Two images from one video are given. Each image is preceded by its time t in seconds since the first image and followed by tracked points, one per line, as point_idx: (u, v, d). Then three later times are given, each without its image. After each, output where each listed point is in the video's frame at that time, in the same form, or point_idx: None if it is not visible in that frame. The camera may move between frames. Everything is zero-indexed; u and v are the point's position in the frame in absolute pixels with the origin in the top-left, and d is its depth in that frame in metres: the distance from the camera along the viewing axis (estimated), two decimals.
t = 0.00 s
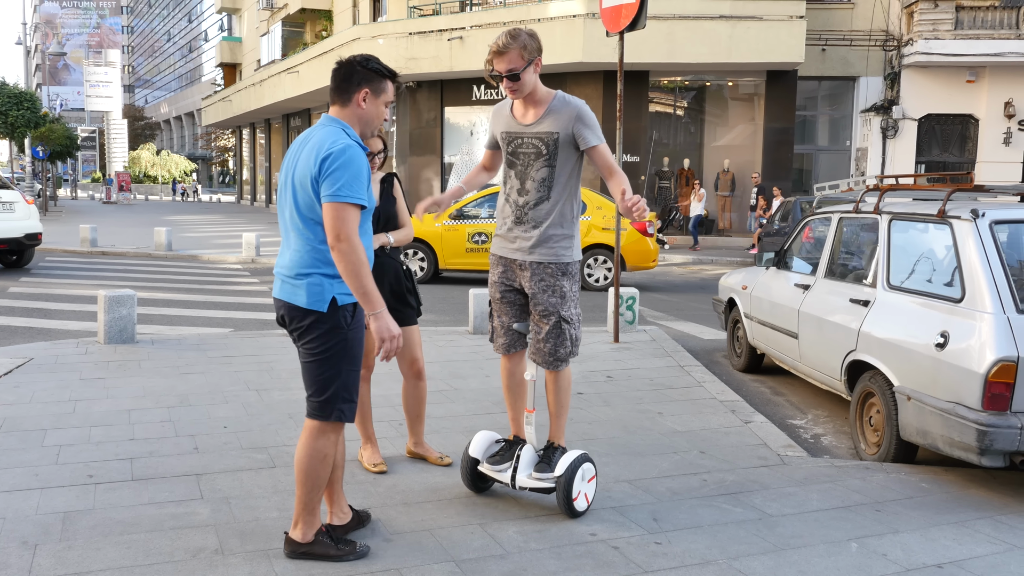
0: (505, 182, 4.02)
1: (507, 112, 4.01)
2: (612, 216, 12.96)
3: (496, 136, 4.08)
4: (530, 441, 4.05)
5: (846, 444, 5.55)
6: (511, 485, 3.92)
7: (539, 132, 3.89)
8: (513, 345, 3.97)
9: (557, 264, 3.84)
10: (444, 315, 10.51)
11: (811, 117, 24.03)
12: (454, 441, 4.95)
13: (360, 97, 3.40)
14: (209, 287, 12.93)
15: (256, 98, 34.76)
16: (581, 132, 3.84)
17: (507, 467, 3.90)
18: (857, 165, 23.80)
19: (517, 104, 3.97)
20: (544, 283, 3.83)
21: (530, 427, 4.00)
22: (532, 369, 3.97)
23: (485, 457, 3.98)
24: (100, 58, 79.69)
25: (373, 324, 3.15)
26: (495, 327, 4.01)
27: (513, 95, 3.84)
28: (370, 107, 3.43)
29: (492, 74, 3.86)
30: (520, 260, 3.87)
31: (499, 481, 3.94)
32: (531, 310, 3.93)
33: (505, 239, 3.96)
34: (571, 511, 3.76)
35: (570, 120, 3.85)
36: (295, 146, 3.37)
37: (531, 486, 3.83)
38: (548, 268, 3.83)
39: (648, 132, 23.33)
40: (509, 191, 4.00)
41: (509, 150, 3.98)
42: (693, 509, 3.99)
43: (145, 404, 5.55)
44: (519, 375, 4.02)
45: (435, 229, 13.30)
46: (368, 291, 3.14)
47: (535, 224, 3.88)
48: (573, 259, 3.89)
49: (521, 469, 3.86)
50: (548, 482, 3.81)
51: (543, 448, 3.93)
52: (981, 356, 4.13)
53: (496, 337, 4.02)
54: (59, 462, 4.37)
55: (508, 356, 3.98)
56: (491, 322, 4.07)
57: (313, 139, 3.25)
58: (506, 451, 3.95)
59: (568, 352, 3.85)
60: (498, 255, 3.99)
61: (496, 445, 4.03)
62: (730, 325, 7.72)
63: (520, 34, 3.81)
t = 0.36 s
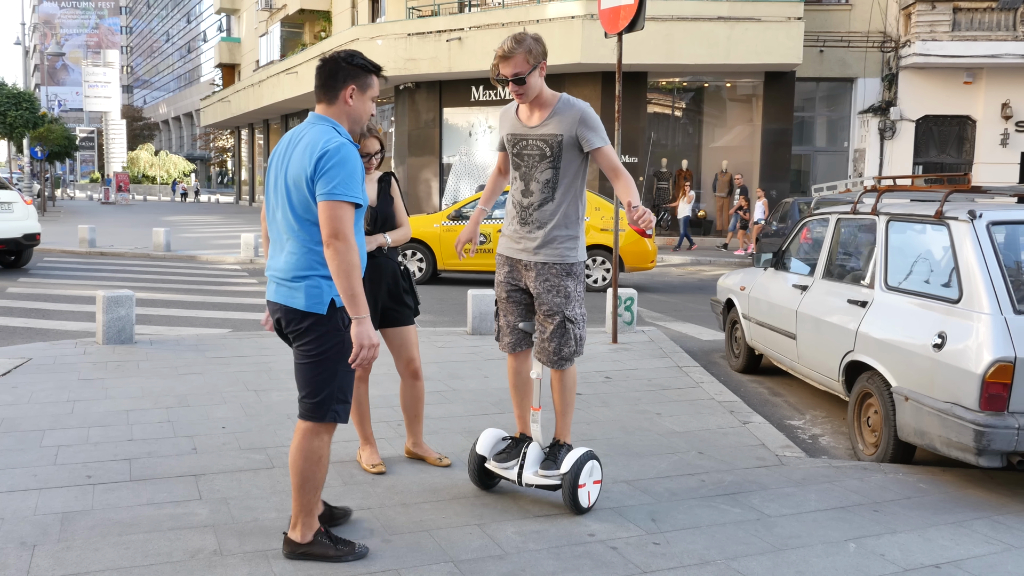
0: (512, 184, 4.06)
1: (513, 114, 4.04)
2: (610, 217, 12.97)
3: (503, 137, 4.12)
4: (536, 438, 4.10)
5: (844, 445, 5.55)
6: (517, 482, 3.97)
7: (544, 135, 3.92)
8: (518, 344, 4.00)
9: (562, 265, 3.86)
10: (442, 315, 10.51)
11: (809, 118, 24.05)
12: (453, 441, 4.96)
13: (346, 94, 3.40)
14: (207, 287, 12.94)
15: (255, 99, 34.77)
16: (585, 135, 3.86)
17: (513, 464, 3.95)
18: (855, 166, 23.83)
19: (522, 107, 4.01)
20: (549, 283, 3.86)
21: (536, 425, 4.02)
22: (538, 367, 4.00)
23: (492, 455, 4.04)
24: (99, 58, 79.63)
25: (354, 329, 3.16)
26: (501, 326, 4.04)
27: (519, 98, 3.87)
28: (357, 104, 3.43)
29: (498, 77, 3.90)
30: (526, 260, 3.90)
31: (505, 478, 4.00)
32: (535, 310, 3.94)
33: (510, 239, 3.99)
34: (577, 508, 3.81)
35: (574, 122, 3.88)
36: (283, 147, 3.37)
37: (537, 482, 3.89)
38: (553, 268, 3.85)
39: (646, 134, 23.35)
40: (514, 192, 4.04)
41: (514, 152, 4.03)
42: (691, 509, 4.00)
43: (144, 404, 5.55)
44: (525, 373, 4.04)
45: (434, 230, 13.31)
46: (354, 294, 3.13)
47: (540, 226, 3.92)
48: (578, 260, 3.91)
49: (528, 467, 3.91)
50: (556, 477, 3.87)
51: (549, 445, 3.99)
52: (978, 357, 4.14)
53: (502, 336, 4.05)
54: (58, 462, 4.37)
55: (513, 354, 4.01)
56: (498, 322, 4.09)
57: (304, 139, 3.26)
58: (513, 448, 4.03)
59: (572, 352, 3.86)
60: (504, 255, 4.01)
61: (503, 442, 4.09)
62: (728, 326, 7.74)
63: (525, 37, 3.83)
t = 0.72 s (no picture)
0: (516, 187, 4.07)
1: (516, 118, 4.04)
2: (606, 219, 12.96)
3: (507, 141, 4.13)
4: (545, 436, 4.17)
5: (839, 446, 5.56)
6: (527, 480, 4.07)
7: (548, 138, 3.93)
8: (524, 345, 4.03)
9: (567, 266, 3.89)
10: (438, 318, 10.51)
11: (804, 120, 24.07)
12: (450, 443, 4.96)
13: (319, 95, 3.38)
14: (203, 290, 12.91)
15: (250, 102, 34.75)
16: (588, 139, 3.88)
17: (522, 462, 4.05)
18: (850, 168, 23.86)
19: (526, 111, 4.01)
20: (554, 285, 3.89)
21: (544, 423, 4.10)
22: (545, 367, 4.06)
23: (501, 453, 4.13)
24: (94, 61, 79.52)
25: (378, 309, 3.12)
26: (507, 328, 4.06)
27: (523, 104, 3.89)
28: (330, 103, 3.41)
29: (503, 83, 3.90)
30: (531, 263, 3.93)
31: (515, 476, 4.10)
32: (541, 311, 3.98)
33: (515, 242, 4.01)
34: (585, 504, 3.88)
35: (577, 127, 3.89)
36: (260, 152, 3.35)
37: (546, 479, 3.98)
38: (558, 270, 3.88)
39: (641, 136, 23.37)
40: (519, 196, 4.06)
41: (518, 156, 4.04)
42: (687, 511, 4.00)
43: (140, 407, 5.54)
44: (531, 374, 4.08)
45: (430, 232, 13.32)
46: (365, 281, 3.06)
47: (545, 228, 3.94)
48: (584, 262, 3.95)
49: (536, 464, 4.01)
50: (563, 475, 3.94)
51: (557, 443, 4.06)
52: (973, 358, 4.15)
53: (508, 338, 4.07)
54: (53, 466, 4.36)
55: (520, 356, 4.04)
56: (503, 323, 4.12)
57: (281, 142, 3.25)
58: (521, 446, 4.10)
59: (578, 352, 3.90)
60: (510, 258, 4.04)
61: (512, 440, 4.17)
62: (724, 327, 7.75)
63: (530, 45, 3.84)
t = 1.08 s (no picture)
0: (520, 191, 4.10)
1: (518, 123, 4.06)
2: (601, 220, 12.98)
3: (509, 144, 4.14)
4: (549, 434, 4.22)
5: (834, 447, 5.57)
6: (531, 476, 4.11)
7: (551, 143, 3.96)
8: (528, 344, 4.06)
9: (571, 269, 3.93)
10: (433, 320, 10.51)
11: (799, 122, 24.15)
12: (446, 445, 4.96)
13: (303, 100, 3.37)
14: (197, 292, 12.88)
15: (244, 104, 34.73)
16: (592, 142, 3.91)
17: (527, 459, 4.09)
18: (844, 169, 23.95)
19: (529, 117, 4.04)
20: (558, 286, 3.92)
21: (549, 421, 4.18)
22: (548, 366, 4.13)
23: (506, 450, 4.17)
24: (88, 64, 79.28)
25: (355, 314, 3.11)
26: (511, 329, 4.09)
27: (527, 110, 3.91)
28: (315, 109, 3.40)
29: (507, 91, 3.93)
30: (536, 264, 3.96)
31: (519, 472, 4.14)
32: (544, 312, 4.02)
33: (519, 244, 4.04)
34: (590, 501, 3.96)
35: (581, 131, 3.92)
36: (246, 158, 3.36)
37: (551, 476, 4.03)
38: (562, 272, 3.92)
39: (636, 137, 23.40)
40: (523, 199, 4.08)
41: (522, 160, 4.06)
42: (683, 512, 4.01)
43: (135, 410, 5.53)
44: (535, 373, 4.13)
45: (425, 234, 13.31)
46: (344, 283, 3.11)
47: (549, 231, 3.96)
48: (588, 264, 3.98)
49: (541, 461, 4.06)
50: (570, 471, 4.00)
51: (562, 441, 4.13)
52: (967, 359, 4.17)
53: (512, 338, 4.10)
54: (47, 469, 4.35)
55: (524, 355, 4.08)
56: (507, 323, 4.16)
57: (266, 148, 3.25)
58: (526, 444, 4.14)
59: (580, 352, 3.95)
60: (513, 260, 4.07)
61: (517, 438, 4.22)
62: (719, 328, 7.76)
63: (534, 52, 3.87)
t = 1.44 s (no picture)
0: (525, 192, 4.10)
1: (523, 125, 4.06)
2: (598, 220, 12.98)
3: (513, 146, 4.15)
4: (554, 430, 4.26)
5: (831, 447, 5.57)
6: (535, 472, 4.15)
7: (556, 145, 3.96)
8: (533, 343, 4.07)
9: (576, 267, 3.94)
10: (430, 319, 10.51)
11: (796, 122, 24.19)
12: (442, 444, 4.95)
13: (322, 104, 3.48)
14: (194, 292, 12.86)
15: (241, 103, 34.68)
16: (596, 145, 3.91)
17: (532, 455, 4.13)
18: (841, 169, 23.99)
19: (532, 119, 4.03)
20: (564, 285, 3.93)
21: (553, 418, 4.18)
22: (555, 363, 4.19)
23: (510, 447, 4.21)
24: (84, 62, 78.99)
25: (335, 319, 3.24)
26: (517, 327, 4.10)
27: (531, 113, 3.91)
28: (332, 114, 3.50)
29: (512, 95, 3.93)
30: (541, 264, 3.96)
31: (524, 468, 4.18)
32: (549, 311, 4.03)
33: (524, 244, 4.04)
34: (594, 496, 4.01)
35: (585, 133, 3.91)
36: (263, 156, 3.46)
37: (555, 472, 4.07)
38: (568, 271, 3.93)
39: (633, 137, 23.41)
40: (527, 200, 4.08)
41: (526, 162, 4.06)
42: (680, 511, 4.01)
43: (132, 409, 5.52)
44: (540, 371, 4.15)
45: (422, 233, 13.30)
46: (333, 285, 3.22)
47: (555, 231, 3.96)
48: (593, 262, 4.00)
49: (546, 457, 4.10)
50: (574, 467, 4.04)
51: (565, 437, 4.17)
52: (964, 359, 4.17)
53: (517, 337, 4.11)
54: (44, 468, 4.33)
55: (528, 354, 4.08)
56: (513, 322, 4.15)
57: (283, 148, 3.35)
58: (531, 440, 4.18)
59: (585, 349, 3.96)
60: (519, 261, 4.07)
61: (521, 434, 4.26)
62: (716, 328, 7.76)
63: (537, 56, 3.87)
